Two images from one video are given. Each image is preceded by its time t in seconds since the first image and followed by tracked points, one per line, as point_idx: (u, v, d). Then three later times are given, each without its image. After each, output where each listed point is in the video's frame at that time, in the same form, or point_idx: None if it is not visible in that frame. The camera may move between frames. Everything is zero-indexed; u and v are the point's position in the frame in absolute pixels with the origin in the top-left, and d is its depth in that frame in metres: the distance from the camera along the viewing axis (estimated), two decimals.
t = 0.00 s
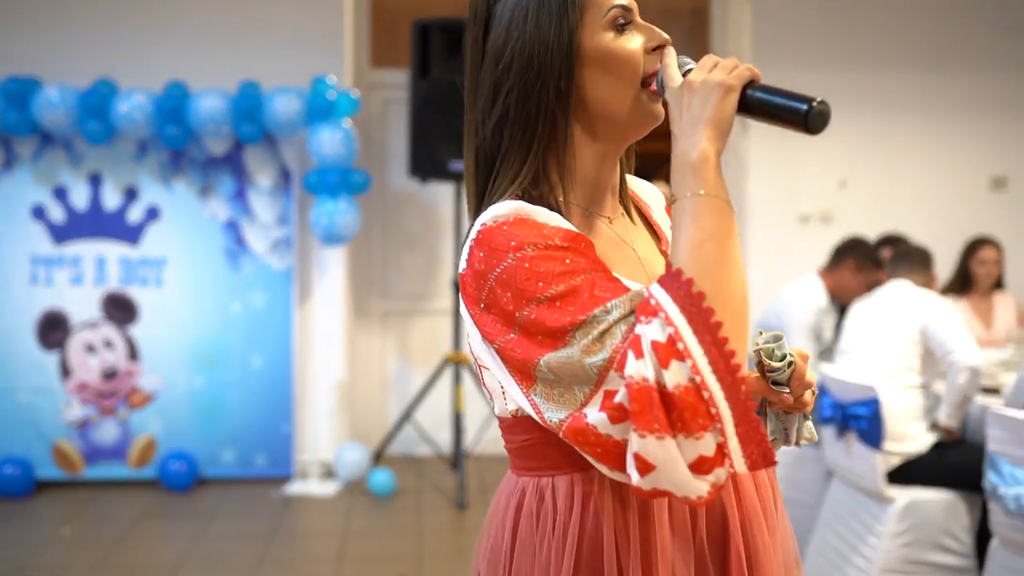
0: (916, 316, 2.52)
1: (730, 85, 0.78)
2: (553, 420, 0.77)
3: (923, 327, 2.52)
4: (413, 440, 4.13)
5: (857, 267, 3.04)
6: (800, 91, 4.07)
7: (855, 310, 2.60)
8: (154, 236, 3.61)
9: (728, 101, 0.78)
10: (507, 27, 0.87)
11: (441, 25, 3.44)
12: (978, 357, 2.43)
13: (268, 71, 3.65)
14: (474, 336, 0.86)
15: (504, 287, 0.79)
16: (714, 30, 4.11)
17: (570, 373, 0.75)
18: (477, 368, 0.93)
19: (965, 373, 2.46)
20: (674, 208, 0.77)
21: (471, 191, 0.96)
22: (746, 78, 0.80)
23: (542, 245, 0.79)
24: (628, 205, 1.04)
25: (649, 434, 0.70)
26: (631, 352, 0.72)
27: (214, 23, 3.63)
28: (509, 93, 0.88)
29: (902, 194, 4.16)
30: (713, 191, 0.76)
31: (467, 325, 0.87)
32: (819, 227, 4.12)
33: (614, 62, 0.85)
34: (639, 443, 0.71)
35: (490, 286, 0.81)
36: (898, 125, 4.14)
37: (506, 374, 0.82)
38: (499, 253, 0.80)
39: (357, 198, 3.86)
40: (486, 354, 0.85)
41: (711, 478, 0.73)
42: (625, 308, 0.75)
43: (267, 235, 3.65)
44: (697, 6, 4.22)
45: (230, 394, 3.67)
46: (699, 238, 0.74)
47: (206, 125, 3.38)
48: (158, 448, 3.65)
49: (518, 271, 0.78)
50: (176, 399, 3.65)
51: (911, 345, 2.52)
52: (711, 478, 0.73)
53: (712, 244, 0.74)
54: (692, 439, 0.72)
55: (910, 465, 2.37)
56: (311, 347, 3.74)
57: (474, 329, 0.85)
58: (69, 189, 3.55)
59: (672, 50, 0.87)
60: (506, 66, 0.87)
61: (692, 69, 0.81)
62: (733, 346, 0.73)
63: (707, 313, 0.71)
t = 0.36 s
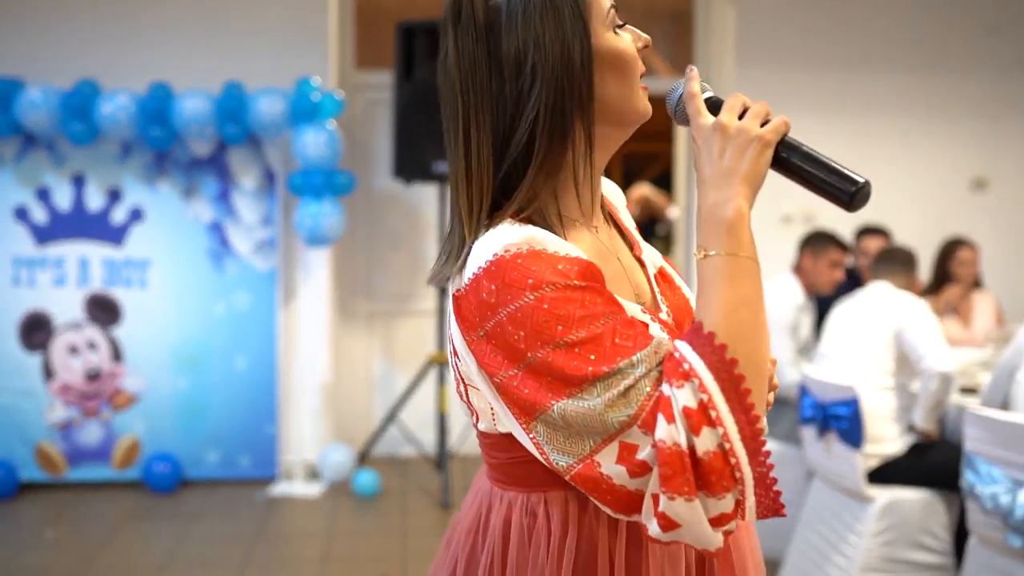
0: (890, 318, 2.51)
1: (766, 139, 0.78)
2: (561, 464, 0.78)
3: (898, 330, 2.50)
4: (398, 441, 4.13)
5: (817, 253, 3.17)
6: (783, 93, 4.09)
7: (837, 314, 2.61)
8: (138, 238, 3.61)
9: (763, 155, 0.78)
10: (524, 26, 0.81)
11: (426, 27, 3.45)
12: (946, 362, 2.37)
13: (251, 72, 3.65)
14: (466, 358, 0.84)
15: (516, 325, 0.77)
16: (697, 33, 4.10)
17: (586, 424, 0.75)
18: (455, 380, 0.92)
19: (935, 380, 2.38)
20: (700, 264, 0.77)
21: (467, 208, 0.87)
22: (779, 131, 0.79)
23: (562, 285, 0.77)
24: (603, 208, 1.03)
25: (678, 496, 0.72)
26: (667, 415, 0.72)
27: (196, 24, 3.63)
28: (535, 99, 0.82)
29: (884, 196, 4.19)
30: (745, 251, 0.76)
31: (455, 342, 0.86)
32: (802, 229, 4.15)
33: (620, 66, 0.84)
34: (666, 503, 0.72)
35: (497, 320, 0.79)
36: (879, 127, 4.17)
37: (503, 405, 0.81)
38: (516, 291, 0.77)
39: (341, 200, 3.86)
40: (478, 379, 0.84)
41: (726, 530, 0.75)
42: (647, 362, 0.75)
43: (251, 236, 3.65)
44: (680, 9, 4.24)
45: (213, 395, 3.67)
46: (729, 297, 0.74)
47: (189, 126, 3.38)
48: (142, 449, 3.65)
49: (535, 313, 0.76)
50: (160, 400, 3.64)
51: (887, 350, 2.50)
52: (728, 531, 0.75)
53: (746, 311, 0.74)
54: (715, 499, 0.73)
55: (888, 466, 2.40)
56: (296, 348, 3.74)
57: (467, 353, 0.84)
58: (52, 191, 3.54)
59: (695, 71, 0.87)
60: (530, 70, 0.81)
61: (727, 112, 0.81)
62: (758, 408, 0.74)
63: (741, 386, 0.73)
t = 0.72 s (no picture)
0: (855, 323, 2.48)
1: (748, 168, 0.80)
2: (537, 472, 0.79)
3: (860, 334, 2.47)
4: (376, 441, 4.14)
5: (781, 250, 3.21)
6: (759, 95, 4.13)
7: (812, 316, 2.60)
8: (116, 239, 3.60)
9: (743, 182, 0.79)
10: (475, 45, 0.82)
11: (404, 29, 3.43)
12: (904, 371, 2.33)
13: (228, 74, 3.64)
14: (441, 366, 0.84)
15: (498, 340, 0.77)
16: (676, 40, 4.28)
17: (566, 437, 0.76)
18: (424, 383, 0.93)
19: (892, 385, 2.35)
20: (680, 285, 0.77)
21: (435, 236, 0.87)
22: (760, 161, 0.81)
23: (546, 302, 0.77)
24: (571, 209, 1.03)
25: (654, 510, 0.72)
26: (647, 431, 0.73)
27: (174, 25, 3.62)
28: (499, 120, 0.82)
29: (859, 197, 4.23)
30: (726, 275, 0.77)
31: (428, 346, 0.85)
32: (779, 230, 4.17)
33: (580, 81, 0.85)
34: (647, 514, 0.72)
35: (480, 333, 0.79)
36: (854, 129, 4.21)
37: (479, 413, 0.82)
38: (500, 307, 0.77)
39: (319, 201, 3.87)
40: (451, 383, 0.84)
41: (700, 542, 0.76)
42: (629, 383, 0.76)
43: (229, 238, 3.65)
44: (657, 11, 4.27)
45: (191, 396, 3.66)
46: (711, 320, 0.75)
47: (167, 127, 3.38)
48: (119, 451, 3.64)
49: (518, 329, 0.76)
50: (137, 402, 3.64)
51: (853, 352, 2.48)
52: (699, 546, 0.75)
53: (724, 333, 0.75)
54: (690, 512, 0.73)
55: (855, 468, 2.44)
56: (275, 349, 3.75)
57: (441, 361, 0.84)
58: (28, 192, 3.53)
59: (678, 97, 0.88)
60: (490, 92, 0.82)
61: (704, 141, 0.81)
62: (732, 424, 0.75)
63: (718, 407, 0.74)
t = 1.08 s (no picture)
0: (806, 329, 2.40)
1: (643, 153, 0.89)
2: (492, 446, 0.85)
3: (812, 339, 2.39)
4: (347, 443, 4.14)
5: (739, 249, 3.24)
6: (728, 98, 4.16)
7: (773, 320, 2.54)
8: (84, 241, 3.58)
9: (642, 166, 0.89)
10: (392, 61, 0.90)
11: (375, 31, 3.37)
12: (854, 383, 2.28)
13: (198, 75, 3.63)
14: (395, 359, 0.90)
15: (449, 324, 0.84)
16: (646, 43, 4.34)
17: (520, 407, 0.83)
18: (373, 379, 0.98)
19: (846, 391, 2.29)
20: (603, 262, 0.86)
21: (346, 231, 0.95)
22: (652, 147, 0.90)
23: (489, 286, 0.84)
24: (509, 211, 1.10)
25: (612, 463, 0.80)
26: (595, 391, 0.81)
27: (143, 26, 3.60)
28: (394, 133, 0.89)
29: (827, 198, 4.27)
30: (642, 247, 0.86)
31: (383, 345, 0.91)
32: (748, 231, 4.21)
33: (493, 112, 0.91)
34: (603, 470, 0.81)
35: (429, 321, 0.85)
36: (822, 131, 4.25)
37: (434, 399, 0.88)
38: (448, 290, 0.84)
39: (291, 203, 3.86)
40: (404, 372, 0.90)
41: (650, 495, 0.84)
42: (574, 350, 0.84)
43: (199, 240, 3.64)
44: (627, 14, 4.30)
45: (161, 398, 3.65)
46: (638, 285, 0.85)
47: (136, 129, 3.37)
48: (88, 455, 3.62)
49: (468, 312, 0.83)
50: (106, 405, 3.61)
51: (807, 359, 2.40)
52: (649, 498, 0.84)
53: (652, 296, 0.85)
54: (642, 464, 0.82)
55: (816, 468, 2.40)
56: (245, 351, 3.73)
57: (396, 355, 0.90)
58: None
59: (567, 99, 0.93)
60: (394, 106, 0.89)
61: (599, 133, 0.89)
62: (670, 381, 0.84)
63: (655, 361, 0.83)
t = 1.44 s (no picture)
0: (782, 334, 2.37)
1: (582, 157, 0.98)
2: (449, 426, 0.93)
3: (788, 345, 2.36)
4: (333, 444, 4.15)
5: (717, 248, 3.24)
6: (712, 100, 4.19)
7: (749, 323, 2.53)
8: (69, 242, 3.57)
9: (581, 167, 0.98)
10: (373, 68, 0.98)
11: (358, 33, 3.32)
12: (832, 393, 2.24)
13: (184, 77, 3.63)
14: (361, 349, 0.98)
15: (407, 312, 0.91)
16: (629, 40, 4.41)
17: (473, 386, 0.91)
18: (346, 370, 1.05)
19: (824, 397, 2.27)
20: (550, 254, 0.95)
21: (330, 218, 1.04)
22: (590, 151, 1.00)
23: (443, 276, 0.92)
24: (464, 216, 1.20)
25: (556, 433, 0.88)
26: (539, 366, 0.89)
27: (128, 26, 3.60)
28: (369, 134, 0.98)
29: (810, 200, 4.31)
30: (583, 239, 0.96)
31: (352, 337, 0.98)
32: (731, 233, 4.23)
33: (461, 122, 0.99)
34: (547, 441, 0.88)
35: (387, 309, 0.93)
36: (805, 133, 4.28)
37: (396, 385, 0.95)
38: (405, 280, 0.92)
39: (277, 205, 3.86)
40: (368, 359, 0.98)
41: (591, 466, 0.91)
42: (522, 333, 0.91)
43: (185, 241, 3.64)
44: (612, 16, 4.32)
45: (146, 400, 3.65)
46: (582, 275, 0.94)
47: (122, 130, 3.37)
48: (73, 457, 3.61)
49: (423, 300, 0.91)
50: (91, 406, 3.61)
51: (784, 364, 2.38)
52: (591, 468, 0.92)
53: (591, 283, 0.95)
54: (583, 436, 0.90)
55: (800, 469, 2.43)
56: (231, 354, 3.75)
57: (361, 344, 0.97)
58: None
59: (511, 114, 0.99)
60: (372, 109, 0.98)
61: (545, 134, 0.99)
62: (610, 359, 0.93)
63: (596, 340, 0.91)
